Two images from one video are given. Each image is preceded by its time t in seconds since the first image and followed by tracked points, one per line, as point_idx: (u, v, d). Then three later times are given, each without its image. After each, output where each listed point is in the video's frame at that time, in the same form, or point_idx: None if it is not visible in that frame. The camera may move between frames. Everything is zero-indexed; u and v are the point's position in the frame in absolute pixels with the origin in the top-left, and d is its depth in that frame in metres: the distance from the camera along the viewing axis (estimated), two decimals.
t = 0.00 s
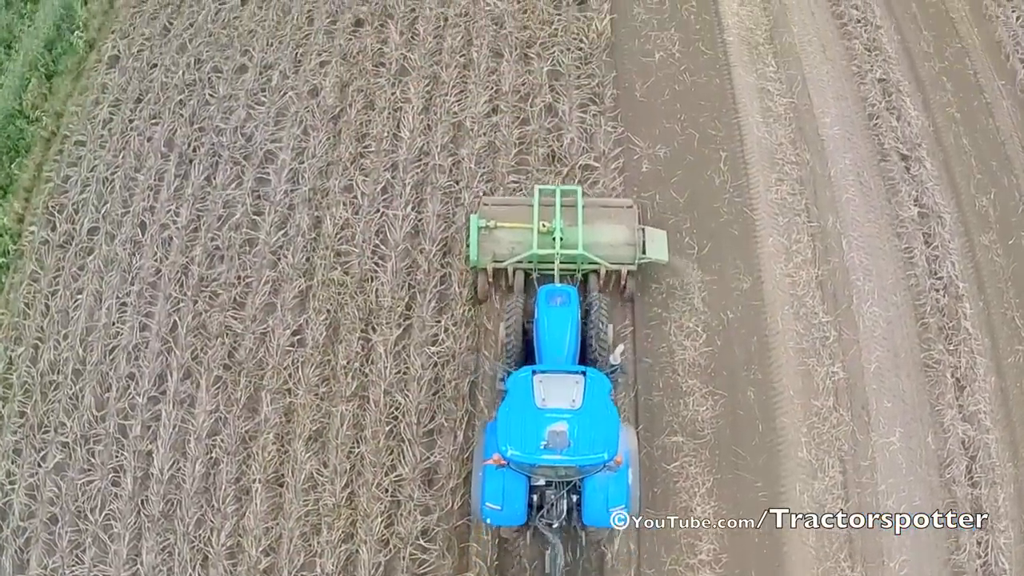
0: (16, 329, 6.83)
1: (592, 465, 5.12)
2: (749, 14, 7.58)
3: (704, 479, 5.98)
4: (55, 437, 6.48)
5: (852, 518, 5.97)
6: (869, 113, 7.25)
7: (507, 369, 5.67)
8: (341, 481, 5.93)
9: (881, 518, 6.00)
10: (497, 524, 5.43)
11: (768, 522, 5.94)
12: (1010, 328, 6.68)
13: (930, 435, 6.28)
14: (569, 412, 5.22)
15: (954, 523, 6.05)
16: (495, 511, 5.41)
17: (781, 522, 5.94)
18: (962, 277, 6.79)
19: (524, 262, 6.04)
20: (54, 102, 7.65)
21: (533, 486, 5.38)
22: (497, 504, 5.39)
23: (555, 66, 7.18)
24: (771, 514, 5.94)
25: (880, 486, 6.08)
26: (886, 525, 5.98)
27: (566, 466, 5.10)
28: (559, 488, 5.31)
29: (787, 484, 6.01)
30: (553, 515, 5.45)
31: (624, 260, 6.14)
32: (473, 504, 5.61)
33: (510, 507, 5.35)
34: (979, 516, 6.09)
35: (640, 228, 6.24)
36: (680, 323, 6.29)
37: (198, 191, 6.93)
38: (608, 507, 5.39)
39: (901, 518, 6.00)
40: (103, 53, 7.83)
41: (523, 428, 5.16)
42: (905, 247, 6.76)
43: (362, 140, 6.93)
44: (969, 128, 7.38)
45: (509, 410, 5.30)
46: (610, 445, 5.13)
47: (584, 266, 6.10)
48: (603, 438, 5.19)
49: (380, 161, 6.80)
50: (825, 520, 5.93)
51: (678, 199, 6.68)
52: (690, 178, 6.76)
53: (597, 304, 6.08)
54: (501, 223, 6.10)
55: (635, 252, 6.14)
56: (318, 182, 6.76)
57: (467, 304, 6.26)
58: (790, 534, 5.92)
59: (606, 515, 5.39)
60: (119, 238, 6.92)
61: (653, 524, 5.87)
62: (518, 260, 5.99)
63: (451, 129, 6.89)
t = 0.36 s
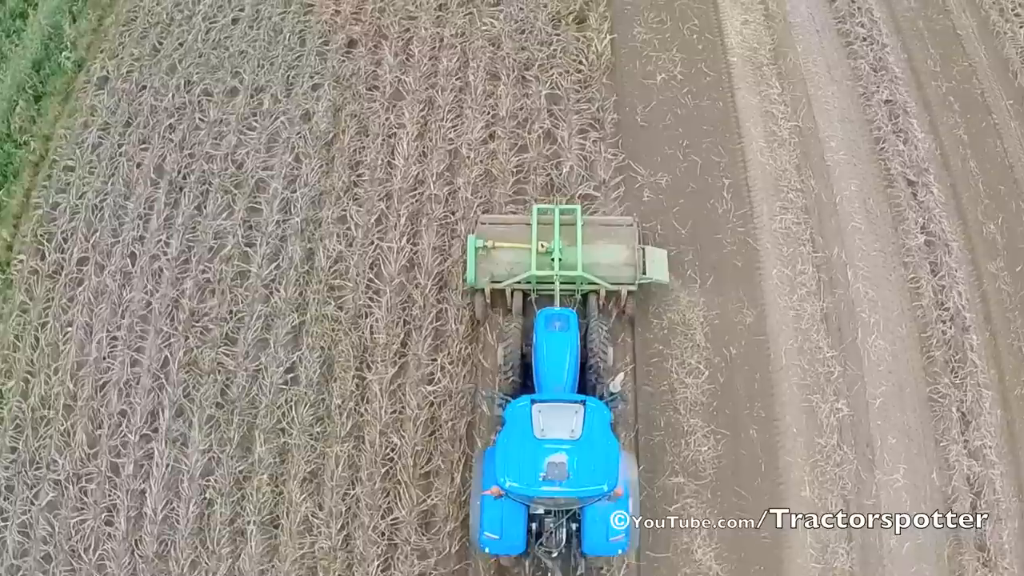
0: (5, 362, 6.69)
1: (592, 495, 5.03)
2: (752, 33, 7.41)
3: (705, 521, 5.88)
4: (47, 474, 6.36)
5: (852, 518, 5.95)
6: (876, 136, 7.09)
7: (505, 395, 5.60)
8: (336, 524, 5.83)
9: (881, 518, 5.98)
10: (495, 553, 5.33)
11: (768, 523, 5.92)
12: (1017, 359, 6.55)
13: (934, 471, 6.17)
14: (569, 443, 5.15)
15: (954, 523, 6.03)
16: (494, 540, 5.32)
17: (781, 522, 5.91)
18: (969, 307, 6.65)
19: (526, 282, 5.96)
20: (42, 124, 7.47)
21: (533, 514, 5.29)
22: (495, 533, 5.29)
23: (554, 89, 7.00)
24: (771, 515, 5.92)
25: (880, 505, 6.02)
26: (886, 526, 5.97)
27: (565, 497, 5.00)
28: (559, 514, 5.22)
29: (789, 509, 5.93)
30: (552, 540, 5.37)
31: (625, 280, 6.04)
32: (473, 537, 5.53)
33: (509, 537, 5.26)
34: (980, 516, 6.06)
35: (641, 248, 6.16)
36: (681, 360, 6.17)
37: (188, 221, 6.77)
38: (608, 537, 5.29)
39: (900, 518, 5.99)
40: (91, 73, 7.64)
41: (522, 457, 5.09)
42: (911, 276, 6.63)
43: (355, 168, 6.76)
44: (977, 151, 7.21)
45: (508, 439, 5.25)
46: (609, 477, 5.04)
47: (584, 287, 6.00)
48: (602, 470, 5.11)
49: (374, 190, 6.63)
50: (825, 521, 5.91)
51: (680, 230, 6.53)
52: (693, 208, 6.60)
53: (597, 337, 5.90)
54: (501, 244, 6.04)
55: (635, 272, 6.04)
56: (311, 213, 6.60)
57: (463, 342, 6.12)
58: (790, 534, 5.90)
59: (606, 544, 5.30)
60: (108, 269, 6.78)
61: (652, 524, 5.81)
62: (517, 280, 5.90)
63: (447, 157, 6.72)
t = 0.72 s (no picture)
0: None
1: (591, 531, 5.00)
2: (756, 55, 7.24)
3: (708, 567, 5.76)
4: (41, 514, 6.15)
5: (852, 518, 5.90)
6: (882, 163, 6.91)
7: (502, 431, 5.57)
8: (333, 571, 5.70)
9: (881, 517, 5.93)
10: None
11: (767, 523, 5.87)
12: None
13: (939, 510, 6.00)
14: (568, 477, 5.13)
15: (954, 523, 5.95)
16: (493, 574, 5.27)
17: (781, 522, 5.87)
18: (976, 340, 6.47)
19: (524, 306, 5.86)
20: (29, 151, 7.25)
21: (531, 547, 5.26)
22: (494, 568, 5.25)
23: (553, 116, 6.83)
24: (771, 515, 5.88)
25: (886, 542, 5.88)
26: (886, 526, 5.91)
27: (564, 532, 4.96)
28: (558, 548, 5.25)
29: (793, 541, 5.83)
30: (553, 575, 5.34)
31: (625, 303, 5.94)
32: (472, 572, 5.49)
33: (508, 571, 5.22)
34: (980, 516, 5.98)
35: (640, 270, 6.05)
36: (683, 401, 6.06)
37: (178, 255, 6.63)
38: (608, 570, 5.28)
39: (900, 518, 5.92)
40: (79, 97, 7.45)
41: (521, 492, 5.05)
42: (918, 310, 6.47)
43: (348, 201, 6.60)
44: (985, 176, 7.02)
45: (507, 471, 5.24)
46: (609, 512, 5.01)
47: (583, 311, 5.90)
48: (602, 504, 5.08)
49: (368, 224, 6.48)
50: (825, 520, 5.86)
51: (682, 265, 6.39)
52: (695, 242, 6.46)
53: (597, 372, 5.77)
54: (498, 267, 5.91)
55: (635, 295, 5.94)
56: (303, 248, 6.45)
57: (459, 384, 6.01)
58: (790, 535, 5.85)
59: None
60: (98, 304, 6.63)
61: (648, 523, 5.77)
62: (515, 305, 5.79)
63: (443, 189, 6.56)
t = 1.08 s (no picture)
0: None
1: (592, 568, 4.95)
2: (763, 79, 7.08)
3: None
4: (34, 552, 6.02)
5: (852, 518, 5.88)
6: (891, 193, 6.74)
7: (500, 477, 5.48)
8: None
9: (881, 518, 5.89)
10: None
11: (767, 523, 5.86)
12: None
13: (944, 553, 5.87)
14: (569, 512, 5.08)
15: (954, 523, 5.90)
16: None
17: (781, 522, 5.86)
18: (984, 377, 6.29)
19: (524, 329, 5.79)
20: (20, 174, 7.08)
21: None
22: None
23: (554, 144, 6.67)
24: (771, 515, 5.87)
25: None
26: (886, 527, 5.87)
27: (564, 569, 4.92)
28: None
29: (793, 570, 5.76)
30: None
31: (626, 326, 5.87)
32: None
33: None
34: (983, 545, 5.87)
35: (642, 292, 5.97)
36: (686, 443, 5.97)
37: (170, 287, 6.49)
38: None
39: (900, 518, 5.88)
40: (71, 119, 7.26)
41: (520, 529, 5.01)
42: (926, 346, 6.30)
43: (344, 232, 6.46)
44: (995, 205, 6.85)
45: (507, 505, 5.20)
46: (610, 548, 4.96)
47: (584, 334, 5.83)
48: (603, 540, 5.03)
49: (364, 257, 6.34)
50: (824, 521, 5.84)
51: (686, 302, 6.28)
52: (699, 276, 6.35)
53: (597, 417, 5.66)
54: (498, 290, 5.84)
55: (636, 318, 5.87)
56: (298, 281, 6.32)
57: (457, 426, 5.91)
58: (790, 535, 5.84)
59: None
60: (90, 335, 6.48)
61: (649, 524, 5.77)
62: (516, 329, 5.73)
63: (441, 221, 6.41)
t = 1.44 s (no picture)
0: None
1: None
2: (771, 105, 6.91)
3: None
4: None
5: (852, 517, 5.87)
6: (901, 227, 6.57)
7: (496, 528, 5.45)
8: None
9: (881, 517, 5.87)
10: None
11: (767, 524, 5.86)
12: None
13: None
14: (568, 549, 5.04)
15: (953, 523, 5.88)
16: None
17: (781, 522, 5.86)
18: (991, 418, 6.15)
19: (524, 356, 5.66)
20: (11, 199, 6.87)
21: None
22: None
23: (555, 175, 6.52)
24: (771, 515, 5.87)
25: None
26: (886, 526, 5.86)
27: None
28: None
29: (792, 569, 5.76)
30: None
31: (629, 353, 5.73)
32: None
33: None
34: None
35: (645, 318, 5.83)
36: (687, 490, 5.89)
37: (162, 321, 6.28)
38: None
39: (900, 518, 5.87)
40: (62, 142, 7.07)
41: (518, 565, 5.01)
42: (933, 387, 6.16)
43: (340, 268, 6.34)
44: (1005, 238, 6.67)
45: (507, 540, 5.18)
46: None
47: (585, 360, 5.69)
48: None
49: (360, 294, 6.23)
50: (825, 521, 5.84)
51: (689, 341, 6.17)
52: (703, 315, 6.24)
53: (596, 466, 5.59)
54: (497, 316, 5.69)
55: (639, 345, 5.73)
56: (292, 319, 6.22)
57: (455, 470, 5.82)
58: (790, 534, 5.84)
59: None
60: (81, 369, 6.26)
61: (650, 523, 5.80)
62: (515, 354, 5.59)
63: (439, 257, 6.27)
